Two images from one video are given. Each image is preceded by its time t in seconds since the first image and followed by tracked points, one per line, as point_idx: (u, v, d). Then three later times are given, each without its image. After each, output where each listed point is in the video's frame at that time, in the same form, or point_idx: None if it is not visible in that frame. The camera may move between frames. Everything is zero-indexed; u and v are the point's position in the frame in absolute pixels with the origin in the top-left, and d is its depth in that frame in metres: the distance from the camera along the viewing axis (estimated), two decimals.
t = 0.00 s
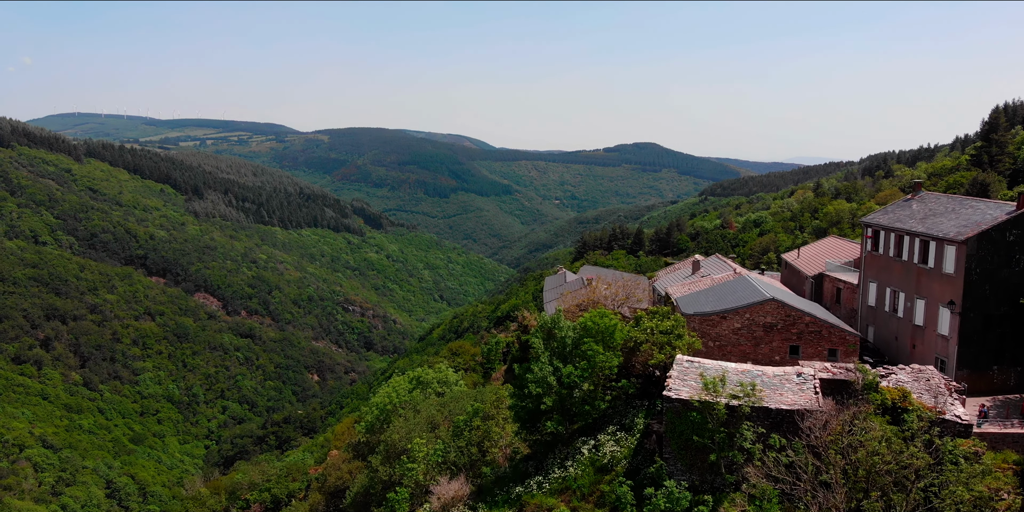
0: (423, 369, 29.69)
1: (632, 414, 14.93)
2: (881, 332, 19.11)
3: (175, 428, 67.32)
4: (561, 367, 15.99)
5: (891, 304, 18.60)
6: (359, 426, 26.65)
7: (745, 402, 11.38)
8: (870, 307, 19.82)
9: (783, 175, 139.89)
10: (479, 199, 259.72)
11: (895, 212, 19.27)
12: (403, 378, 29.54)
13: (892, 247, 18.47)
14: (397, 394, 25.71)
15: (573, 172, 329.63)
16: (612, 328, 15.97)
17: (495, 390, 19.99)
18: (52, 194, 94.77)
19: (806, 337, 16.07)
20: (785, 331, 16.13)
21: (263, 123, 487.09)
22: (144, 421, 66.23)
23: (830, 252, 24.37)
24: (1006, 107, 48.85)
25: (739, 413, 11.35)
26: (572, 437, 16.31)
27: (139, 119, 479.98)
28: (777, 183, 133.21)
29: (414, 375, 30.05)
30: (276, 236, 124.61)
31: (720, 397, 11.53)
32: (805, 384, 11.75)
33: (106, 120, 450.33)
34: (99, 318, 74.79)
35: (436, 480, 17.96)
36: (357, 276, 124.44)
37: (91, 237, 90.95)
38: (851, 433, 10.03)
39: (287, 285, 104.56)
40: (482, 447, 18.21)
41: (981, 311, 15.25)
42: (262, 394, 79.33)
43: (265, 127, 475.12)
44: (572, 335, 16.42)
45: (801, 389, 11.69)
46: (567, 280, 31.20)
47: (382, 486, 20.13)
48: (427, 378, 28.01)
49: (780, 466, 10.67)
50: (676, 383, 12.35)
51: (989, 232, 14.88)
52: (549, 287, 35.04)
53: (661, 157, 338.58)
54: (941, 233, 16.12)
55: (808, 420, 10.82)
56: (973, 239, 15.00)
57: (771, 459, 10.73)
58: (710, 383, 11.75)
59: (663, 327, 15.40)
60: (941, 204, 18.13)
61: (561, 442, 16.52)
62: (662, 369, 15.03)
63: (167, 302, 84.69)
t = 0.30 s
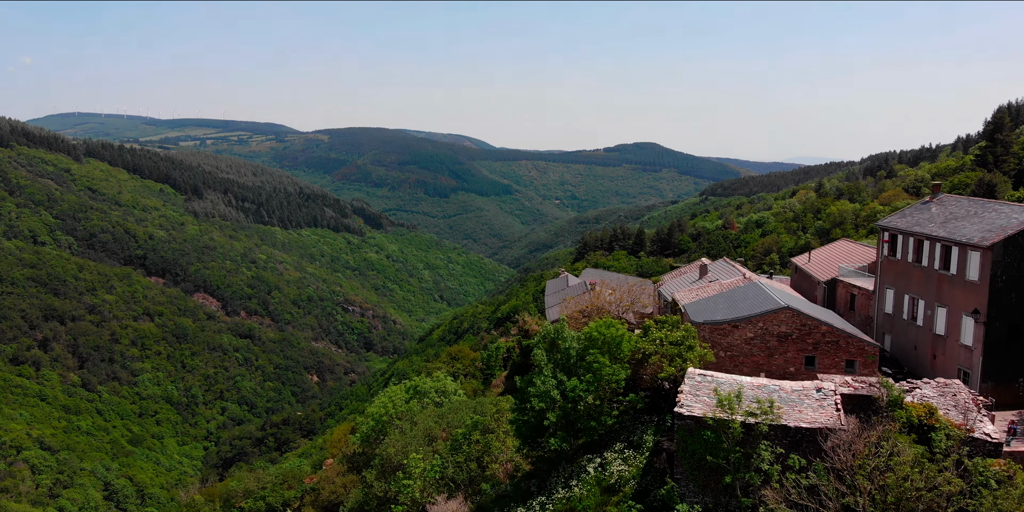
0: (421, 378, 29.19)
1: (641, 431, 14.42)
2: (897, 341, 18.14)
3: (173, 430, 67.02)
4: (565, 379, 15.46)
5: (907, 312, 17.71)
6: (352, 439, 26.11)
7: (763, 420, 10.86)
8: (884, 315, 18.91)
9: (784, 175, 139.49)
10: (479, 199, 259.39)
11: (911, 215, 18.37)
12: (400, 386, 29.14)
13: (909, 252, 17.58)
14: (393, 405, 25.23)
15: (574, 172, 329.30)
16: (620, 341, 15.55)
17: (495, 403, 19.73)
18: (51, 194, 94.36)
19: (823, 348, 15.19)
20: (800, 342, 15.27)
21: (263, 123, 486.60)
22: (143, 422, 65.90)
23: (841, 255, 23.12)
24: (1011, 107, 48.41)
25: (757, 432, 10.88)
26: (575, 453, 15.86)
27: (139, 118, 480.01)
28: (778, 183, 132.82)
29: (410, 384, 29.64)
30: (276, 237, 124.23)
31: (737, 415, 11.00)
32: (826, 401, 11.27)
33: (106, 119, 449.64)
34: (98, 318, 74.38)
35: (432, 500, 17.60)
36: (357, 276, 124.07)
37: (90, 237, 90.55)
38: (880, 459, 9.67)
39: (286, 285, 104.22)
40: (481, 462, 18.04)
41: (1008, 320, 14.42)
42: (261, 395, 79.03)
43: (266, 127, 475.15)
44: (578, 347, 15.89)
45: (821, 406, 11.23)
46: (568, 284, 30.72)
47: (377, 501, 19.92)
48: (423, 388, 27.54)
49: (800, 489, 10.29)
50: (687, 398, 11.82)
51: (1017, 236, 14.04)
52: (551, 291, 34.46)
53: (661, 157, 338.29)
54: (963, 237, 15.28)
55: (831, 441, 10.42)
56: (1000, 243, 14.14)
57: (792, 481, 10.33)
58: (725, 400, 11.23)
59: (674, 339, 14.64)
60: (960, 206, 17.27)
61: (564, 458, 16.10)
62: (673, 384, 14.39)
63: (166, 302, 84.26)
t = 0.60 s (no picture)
0: (417, 388, 29.10)
1: (651, 449, 13.92)
2: (917, 350, 17.47)
3: (172, 431, 66.69)
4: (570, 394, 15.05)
5: (929, 321, 16.97)
6: (347, 451, 25.86)
7: (784, 440, 10.50)
8: (904, 323, 18.17)
9: (784, 176, 139.33)
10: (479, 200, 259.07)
11: (932, 219, 17.61)
12: (398, 395, 28.76)
13: (930, 258, 16.85)
14: (389, 417, 25.19)
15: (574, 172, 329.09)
16: (628, 352, 14.99)
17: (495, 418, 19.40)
18: (50, 194, 93.91)
19: (842, 360, 14.60)
20: (817, 353, 14.67)
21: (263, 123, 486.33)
22: (142, 423, 65.54)
23: (855, 261, 22.48)
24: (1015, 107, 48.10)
25: (777, 453, 10.50)
26: (582, 472, 15.32)
27: (139, 118, 479.79)
28: (778, 184, 132.62)
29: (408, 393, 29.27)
30: (275, 237, 123.86)
31: (757, 435, 10.66)
32: (850, 421, 11.03)
33: (106, 119, 449.35)
34: (97, 319, 73.95)
35: None
36: (357, 276, 123.74)
37: (89, 238, 90.04)
38: (904, 478, 9.61)
39: (286, 286, 103.89)
40: (481, 479, 17.46)
41: None
42: (261, 396, 78.70)
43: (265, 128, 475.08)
44: (583, 360, 15.33)
45: (844, 425, 11.00)
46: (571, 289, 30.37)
47: None
48: (420, 398, 27.44)
49: None
50: (701, 416, 11.53)
51: None
52: (552, 295, 33.99)
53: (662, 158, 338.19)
54: (988, 243, 14.56)
55: (857, 463, 10.18)
56: None
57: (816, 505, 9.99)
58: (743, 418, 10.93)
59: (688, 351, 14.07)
60: (984, 209, 16.49)
61: (570, 478, 15.55)
62: (686, 399, 13.91)
63: (165, 303, 83.82)
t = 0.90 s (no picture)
0: (415, 399, 27.95)
1: (662, 470, 13.10)
2: (938, 362, 16.74)
3: (170, 433, 66.37)
4: (576, 412, 14.69)
5: (950, 331, 16.31)
6: (341, 464, 25.14)
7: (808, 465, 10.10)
8: (924, 333, 17.49)
9: (784, 176, 139.10)
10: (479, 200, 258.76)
11: (955, 224, 17.03)
12: (395, 406, 28.20)
13: (953, 264, 16.26)
14: (384, 428, 24.10)
15: (574, 172, 328.89)
16: (637, 368, 14.50)
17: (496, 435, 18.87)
18: (49, 194, 93.49)
19: (862, 373, 13.79)
20: (837, 367, 13.82)
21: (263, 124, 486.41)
22: (140, 424, 65.17)
23: (868, 265, 21.75)
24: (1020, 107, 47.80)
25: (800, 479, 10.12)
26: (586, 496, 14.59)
27: (139, 119, 479.77)
28: (779, 184, 132.34)
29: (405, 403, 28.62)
30: (275, 237, 123.47)
31: (778, 459, 10.26)
32: (877, 444, 10.63)
33: (106, 119, 449.26)
34: (95, 320, 73.50)
35: None
36: (357, 277, 123.40)
37: (88, 238, 89.55)
38: (943, 510, 9.46)
39: (286, 286, 103.57)
40: (482, 499, 16.78)
41: None
42: (260, 397, 78.38)
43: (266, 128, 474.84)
44: (590, 374, 14.98)
45: (871, 447, 10.63)
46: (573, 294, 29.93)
47: None
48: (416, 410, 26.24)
49: None
50: (718, 437, 11.08)
51: None
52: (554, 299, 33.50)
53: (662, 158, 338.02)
54: (1016, 249, 14.06)
55: (887, 491, 9.85)
56: None
57: None
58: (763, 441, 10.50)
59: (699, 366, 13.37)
60: (1009, 214, 15.90)
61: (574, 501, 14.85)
62: (699, 417, 13.08)
63: (163, 304, 83.37)
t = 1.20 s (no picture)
0: (412, 411, 26.96)
1: (676, 496, 12.53)
2: (962, 374, 15.82)
3: (169, 434, 66.04)
4: (584, 430, 14.27)
5: (975, 341, 15.36)
6: (334, 477, 25.00)
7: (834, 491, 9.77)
8: (945, 343, 16.55)
9: (785, 176, 138.72)
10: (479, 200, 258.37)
11: (981, 227, 16.04)
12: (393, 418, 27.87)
13: (979, 271, 15.27)
14: (378, 443, 23.88)
15: (574, 172, 328.54)
16: (647, 386, 13.92)
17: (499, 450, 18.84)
18: (48, 195, 93.11)
19: (887, 389, 13.08)
20: (859, 382, 13.11)
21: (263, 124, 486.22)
22: (139, 426, 64.81)
23: (884, 271, 21.11)
24: None
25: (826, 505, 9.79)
26: None
27: (139, 118, 479.54)
28: (780, 184, 131.93)
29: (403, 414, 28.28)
30: (275, 237, 123.03)
31: (805, 485, 9.94)
32: (908, 469, 10.43)
33: (106, 119, 448.83)
34: (93, 321, 73.05)
35: None
36: (357, 277, 122.96)
37: (87, 239, 89.06)
38: None
39: (285, 287, 103.16)
40: None
41: None
42: (260, 398, 77.98)
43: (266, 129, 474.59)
44: (597, 391, 14.55)
45: (902, 473, 10.40)
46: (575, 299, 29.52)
47: None
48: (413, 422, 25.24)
49: None
50: (737, 462, 10.85)
51: None
52: (555, 304, 33.04)
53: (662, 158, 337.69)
54: None
55: None
56: None
57: None
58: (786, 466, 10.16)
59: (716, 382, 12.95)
60: None
61: None
62: (714, 437, 12.70)
63: (162, 305, 82.89)
